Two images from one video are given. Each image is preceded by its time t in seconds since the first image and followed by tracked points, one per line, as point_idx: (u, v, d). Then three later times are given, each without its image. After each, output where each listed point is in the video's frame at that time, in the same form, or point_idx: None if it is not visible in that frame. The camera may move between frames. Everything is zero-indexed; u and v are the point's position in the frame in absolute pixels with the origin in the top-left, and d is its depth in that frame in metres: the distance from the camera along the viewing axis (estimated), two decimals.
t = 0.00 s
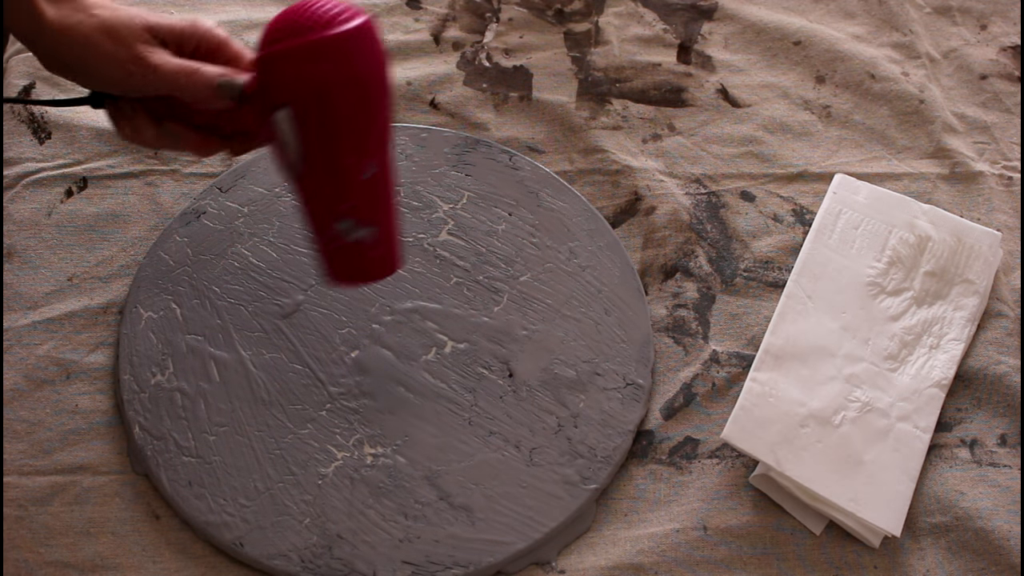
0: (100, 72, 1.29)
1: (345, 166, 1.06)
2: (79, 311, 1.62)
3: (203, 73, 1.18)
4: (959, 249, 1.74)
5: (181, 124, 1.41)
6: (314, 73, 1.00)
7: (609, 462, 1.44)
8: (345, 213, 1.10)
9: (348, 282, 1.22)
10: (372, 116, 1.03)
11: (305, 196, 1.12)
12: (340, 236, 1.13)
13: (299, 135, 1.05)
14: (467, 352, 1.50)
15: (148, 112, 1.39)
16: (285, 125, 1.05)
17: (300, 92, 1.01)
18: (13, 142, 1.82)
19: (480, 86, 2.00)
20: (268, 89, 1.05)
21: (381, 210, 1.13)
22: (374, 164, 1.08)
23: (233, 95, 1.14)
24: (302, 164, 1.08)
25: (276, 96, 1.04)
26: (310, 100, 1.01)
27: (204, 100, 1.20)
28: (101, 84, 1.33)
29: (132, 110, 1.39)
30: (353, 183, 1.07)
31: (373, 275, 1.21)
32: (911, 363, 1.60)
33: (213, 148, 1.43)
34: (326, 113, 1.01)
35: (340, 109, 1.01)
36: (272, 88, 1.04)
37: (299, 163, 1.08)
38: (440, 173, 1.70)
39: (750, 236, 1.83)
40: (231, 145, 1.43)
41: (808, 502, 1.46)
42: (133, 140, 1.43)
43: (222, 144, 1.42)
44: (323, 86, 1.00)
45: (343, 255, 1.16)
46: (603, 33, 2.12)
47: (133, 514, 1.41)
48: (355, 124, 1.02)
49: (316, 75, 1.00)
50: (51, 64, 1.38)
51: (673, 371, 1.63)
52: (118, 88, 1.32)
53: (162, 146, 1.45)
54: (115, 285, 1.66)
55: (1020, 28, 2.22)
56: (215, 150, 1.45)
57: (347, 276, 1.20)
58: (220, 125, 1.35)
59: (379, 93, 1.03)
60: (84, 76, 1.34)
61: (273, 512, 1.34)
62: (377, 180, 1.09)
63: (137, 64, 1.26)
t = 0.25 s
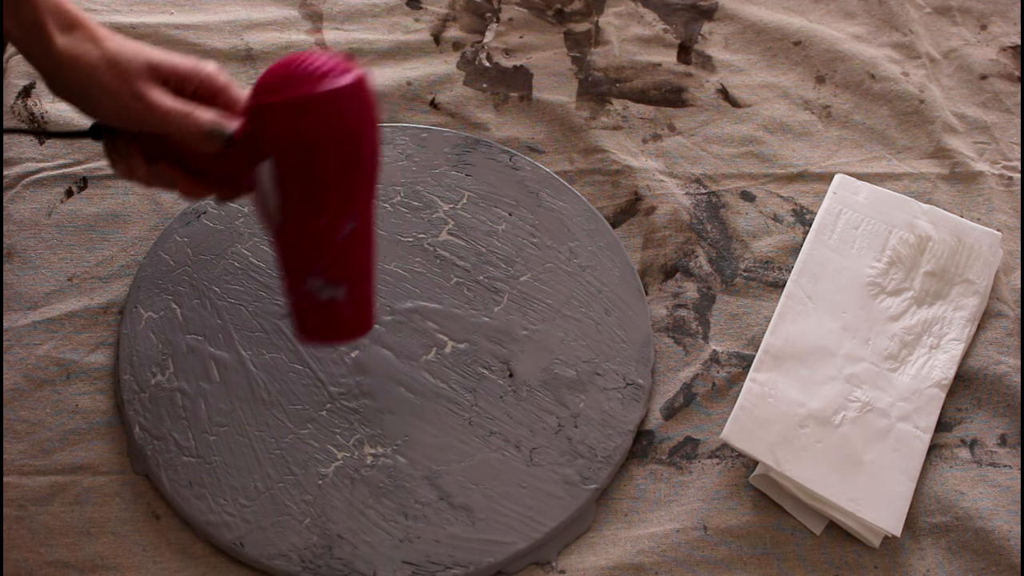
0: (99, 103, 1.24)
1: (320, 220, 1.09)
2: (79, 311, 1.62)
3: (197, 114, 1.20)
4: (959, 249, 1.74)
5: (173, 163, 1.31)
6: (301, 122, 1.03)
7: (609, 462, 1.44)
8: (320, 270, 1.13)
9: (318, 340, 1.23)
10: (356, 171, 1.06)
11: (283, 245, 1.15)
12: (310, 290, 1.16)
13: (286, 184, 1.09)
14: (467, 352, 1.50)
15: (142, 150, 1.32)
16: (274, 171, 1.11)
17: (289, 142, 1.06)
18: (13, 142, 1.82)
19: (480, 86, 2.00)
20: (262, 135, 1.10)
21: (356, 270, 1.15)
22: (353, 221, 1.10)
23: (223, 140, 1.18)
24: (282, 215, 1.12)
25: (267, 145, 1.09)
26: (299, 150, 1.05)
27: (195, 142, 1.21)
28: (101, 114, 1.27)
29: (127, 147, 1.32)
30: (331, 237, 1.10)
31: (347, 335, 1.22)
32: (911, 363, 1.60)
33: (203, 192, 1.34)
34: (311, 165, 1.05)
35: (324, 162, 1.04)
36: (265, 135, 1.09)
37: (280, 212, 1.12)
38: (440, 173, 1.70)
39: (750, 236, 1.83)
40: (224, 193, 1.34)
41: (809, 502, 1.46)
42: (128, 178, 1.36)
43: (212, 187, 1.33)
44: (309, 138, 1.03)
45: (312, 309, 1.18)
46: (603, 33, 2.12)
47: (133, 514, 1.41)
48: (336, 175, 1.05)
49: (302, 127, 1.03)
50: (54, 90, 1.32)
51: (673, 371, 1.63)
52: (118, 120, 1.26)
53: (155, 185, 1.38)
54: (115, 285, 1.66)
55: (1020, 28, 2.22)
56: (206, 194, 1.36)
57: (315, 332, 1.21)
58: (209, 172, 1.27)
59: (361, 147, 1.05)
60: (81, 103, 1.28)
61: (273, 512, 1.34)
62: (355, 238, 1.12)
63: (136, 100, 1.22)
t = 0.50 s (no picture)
0: (100, 155, 1.21)
1: (339, 270, 1.11)
2: (80, 311, 1.62)
3: (198, 165, 1.19)
4: (959, 249, 1.74)
5: (177, 215, 1.28)
6: (308, 178, 1.01)
7: (609, 462, 1.44)
8: (339, 313, 1.17)
9: (337, 377, 1.31)
10: (367, 221, 1.07)
11: (301, 293, 1.17)
12: (332, 332, 1.20)
13: (299, 237, 1.09)
14: (467, 352, 1.50)
15: (145, 200, 1.28)
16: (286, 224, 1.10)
17: (297, 198, 1.04)
18: (13, 142, 1.82)
19: (480, 86, 2.00)
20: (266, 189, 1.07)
21: (373, 308, 1.20)
22: (367, 266, 1.14)
23: (228, 191, 1.17)
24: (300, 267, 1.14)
25: (273, 199, 1.07)
26: (308, 206, 1.03)
27: (197, 193, 1.20)
28: (104, 167, 1.24)
29: (129, 198, 1.29)
30: (348, 285, 1.13)
31: (361, 372, 1.30)
32: (911, 363, 1.60)
33: (209, 240, 1.32)
34: (322, 220, 1.04)
35: (337, 218, 1.04)
36: (269, 191, 1.06)
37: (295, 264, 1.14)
38: (440, 173, 1.70)
39: (750, 236, 1.83)
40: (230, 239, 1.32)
41: (809, 502, 1.46)
42: (130, 229, 1.34)
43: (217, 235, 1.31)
44: (320, 195, 1.02)
45: (332, 352, 1.24)
46: (603, 33, 2.12)
47: (133, 514, 1.41)
48: (350, 228, 1.06)
49: (310, 184, 1.01)
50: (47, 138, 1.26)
51: (673, 370, 1.63)
52: (122, 173, 1.23)
53: (157, 235, 1.35)
54: (115, 285, 1.66)
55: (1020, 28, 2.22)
56: (212, 241, 1.33)
57: (336, 369, 1.28)
58: (213, 220, 1.26)
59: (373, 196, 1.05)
60: (81, 153, 1.23)
61: (273, 512, 1.34)
62: (371, 279, 1.16)
63: (140, 152, 1.19)
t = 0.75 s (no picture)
0: (102, 159, 1.25)
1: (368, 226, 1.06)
2: (79, 311, 1.62)
3: (207, 152, 1.15)
4: (958, 249, 1.74)
5: (188, 207, 1.27)
6: (322, 138, 0.98)
7: (609, 462, 1.44)
8: (375, 269, 1.12)
9: (376, 339, 1.23)
10: (387, 172, 1.04)
11: (329, 259, 1.12)
12: (367, 293, 1.15)
13: (320, 206, 1.04)
14: (467, 352, 1.50)
15: (151, 199, 1.29)
16: (305, 192, 1.03)
17: (315, 158, 0.99)
18: (13, 142, 1.82)
19: (480, 86, 2.00)
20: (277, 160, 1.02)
21: (406, 260, 1.15)
22: (396, 217, 1.09)
23: (243, 171, 1.14)
24: (324, 232, 1.08)
25: (287, 166, 1.02)
26: (325, 167, 1.00)
27: (209, 182, 1.17)
28: (107, 173, 1.27)
29: (135, 200, 1.30)
30: (377, 239, 1.08)
31: (403, 330, 1.22)
32: (911, 363, 1.60)
33: (224, 228, 1.30)
34: (342, 179, 1.01)
35: (359, 171, 1.01)
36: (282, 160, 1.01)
37: (320, 231, 1.08)
38: (440, 173, 1.70)
39: (750, 236, 1.83)
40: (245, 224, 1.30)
41: (809, 502, 1.46)
42: (141, 234, 1.32)
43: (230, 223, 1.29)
44: (338, 153, 0.99)
45: (372, 310, 1.17)
46: (603, 33, 2.12)
47: (133, 514, 1.41)
48: (374, 180, 1.02)
49: (326, 142, 0.98)
50: (52, 160, 1.33)
51: (673, 370, 1.63)
52: (127, 173, 1.25)
53: (171, 235, 1.34)
54: (115, 285, 1.66)
55: (1020, 28, 2.22)
56: (227, 230, 1.31)
57: (375, 331, 1.21)
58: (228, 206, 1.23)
59: (389, 146, 1.03)
60: (84, 164, 1.28)
61: (273, 512, 1.34)
62: (399, 233, 1.11)
63: (139, 149, 1.22)
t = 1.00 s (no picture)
0: (121, 159, 1.25)
1: (391, 209, 1.10)
2: (80, 311, 1.62)
3: (224, 145, 1.14)
4: (958, 249, 1.74)
5: (210, 198, 1.28)
6: (343, 125, 1.04)
7: (609, 462, 1.44)
8: (400, 253, 1.16)
9: (405, 320, 1.27)
10: (406, 154, 1.09)
11: (356, 244, 1.16)
12: (395, 276, 1.18)
13: (343, 191, 1.10)
14: (467, 352, 1.50)
15: (174, 191, 1.29)
16: (327, 181, 1.10)
17: (332, 144, 1.06)
18: (13, 142, 1.82)
19: (480, 86, 2.00)
20: (299, 150, 1.08)
21: (430, 242, 1.18)
22: (418, 198, 1.13)
23: (262, 164, 1.14)
24: (347, 215, 1.13)
25: (310, 154, 1.08)
26: (345, 152, 1.06)
27: (234, 173, 1.16)
28: (128, 169, 1.26)
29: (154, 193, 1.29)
30: (401, 222, 1.12)
31: (431, 311, 1.26)
32: (912, 363, 1.60)
33: (250, 216, 1.30)
34: (364, 161, 1.06)
35: (380, 155, 1.06)
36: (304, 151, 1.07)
37: (345, 216, 1.13)
38: (440, 173, 1.70)
39: (750, 236, 1.83)
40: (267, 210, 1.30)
41: (809, 502, 1.46)
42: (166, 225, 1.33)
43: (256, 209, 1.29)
44: (357, 138, 1.04)
45: (400, 292, 1.20)
46: (603, 33, 2.12)
47: (133, 514, 1.41)
48: (392, 164, 1.07)
49: (346, 129, 1.04)
50: (72, 158, 1.34)
51: (674, 370, 1.63)
52: (148, 170, 1.25)
53: (194, 224, 1.35)
54: (115, 285, 1.66)
55: (1020, 28, 2.22)
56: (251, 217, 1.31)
57: (404, 313, 1.24)
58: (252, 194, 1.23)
59: (406, 130, 1.08)
60: (103, 163, 1.28)
61: (273, 512, 1.34)
62: (422, 215, 1.15)
63: (158, 146, 1.21)
